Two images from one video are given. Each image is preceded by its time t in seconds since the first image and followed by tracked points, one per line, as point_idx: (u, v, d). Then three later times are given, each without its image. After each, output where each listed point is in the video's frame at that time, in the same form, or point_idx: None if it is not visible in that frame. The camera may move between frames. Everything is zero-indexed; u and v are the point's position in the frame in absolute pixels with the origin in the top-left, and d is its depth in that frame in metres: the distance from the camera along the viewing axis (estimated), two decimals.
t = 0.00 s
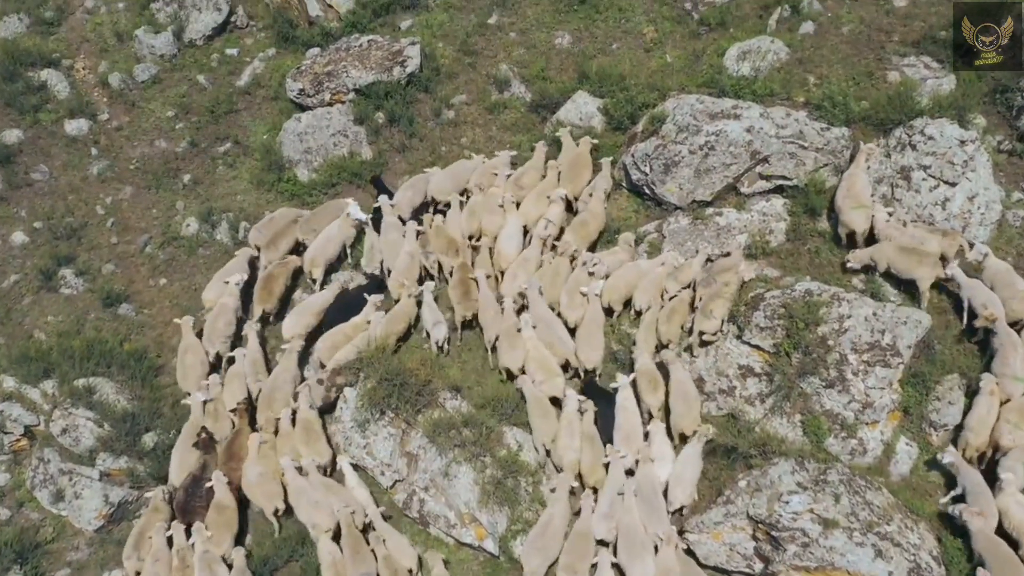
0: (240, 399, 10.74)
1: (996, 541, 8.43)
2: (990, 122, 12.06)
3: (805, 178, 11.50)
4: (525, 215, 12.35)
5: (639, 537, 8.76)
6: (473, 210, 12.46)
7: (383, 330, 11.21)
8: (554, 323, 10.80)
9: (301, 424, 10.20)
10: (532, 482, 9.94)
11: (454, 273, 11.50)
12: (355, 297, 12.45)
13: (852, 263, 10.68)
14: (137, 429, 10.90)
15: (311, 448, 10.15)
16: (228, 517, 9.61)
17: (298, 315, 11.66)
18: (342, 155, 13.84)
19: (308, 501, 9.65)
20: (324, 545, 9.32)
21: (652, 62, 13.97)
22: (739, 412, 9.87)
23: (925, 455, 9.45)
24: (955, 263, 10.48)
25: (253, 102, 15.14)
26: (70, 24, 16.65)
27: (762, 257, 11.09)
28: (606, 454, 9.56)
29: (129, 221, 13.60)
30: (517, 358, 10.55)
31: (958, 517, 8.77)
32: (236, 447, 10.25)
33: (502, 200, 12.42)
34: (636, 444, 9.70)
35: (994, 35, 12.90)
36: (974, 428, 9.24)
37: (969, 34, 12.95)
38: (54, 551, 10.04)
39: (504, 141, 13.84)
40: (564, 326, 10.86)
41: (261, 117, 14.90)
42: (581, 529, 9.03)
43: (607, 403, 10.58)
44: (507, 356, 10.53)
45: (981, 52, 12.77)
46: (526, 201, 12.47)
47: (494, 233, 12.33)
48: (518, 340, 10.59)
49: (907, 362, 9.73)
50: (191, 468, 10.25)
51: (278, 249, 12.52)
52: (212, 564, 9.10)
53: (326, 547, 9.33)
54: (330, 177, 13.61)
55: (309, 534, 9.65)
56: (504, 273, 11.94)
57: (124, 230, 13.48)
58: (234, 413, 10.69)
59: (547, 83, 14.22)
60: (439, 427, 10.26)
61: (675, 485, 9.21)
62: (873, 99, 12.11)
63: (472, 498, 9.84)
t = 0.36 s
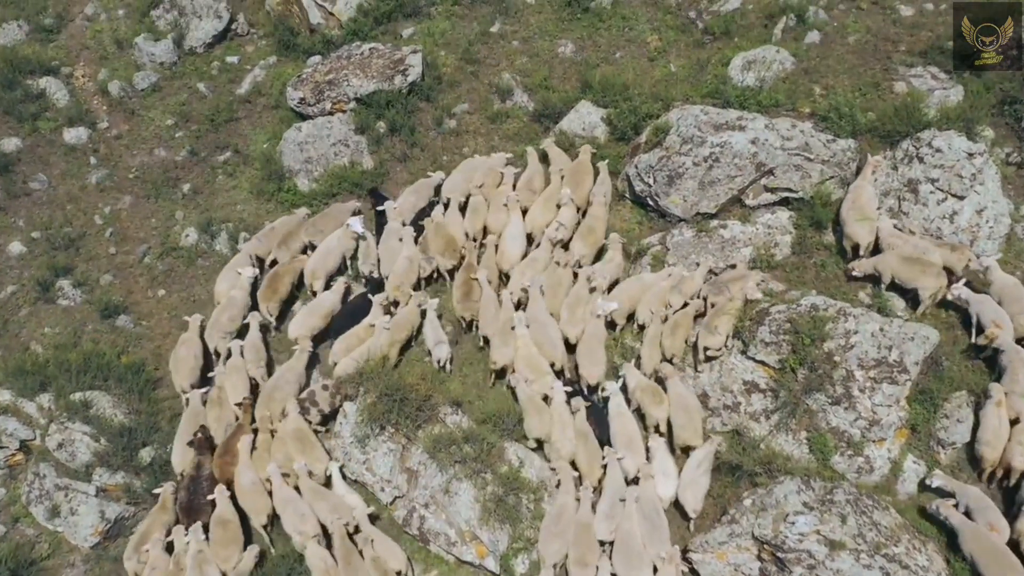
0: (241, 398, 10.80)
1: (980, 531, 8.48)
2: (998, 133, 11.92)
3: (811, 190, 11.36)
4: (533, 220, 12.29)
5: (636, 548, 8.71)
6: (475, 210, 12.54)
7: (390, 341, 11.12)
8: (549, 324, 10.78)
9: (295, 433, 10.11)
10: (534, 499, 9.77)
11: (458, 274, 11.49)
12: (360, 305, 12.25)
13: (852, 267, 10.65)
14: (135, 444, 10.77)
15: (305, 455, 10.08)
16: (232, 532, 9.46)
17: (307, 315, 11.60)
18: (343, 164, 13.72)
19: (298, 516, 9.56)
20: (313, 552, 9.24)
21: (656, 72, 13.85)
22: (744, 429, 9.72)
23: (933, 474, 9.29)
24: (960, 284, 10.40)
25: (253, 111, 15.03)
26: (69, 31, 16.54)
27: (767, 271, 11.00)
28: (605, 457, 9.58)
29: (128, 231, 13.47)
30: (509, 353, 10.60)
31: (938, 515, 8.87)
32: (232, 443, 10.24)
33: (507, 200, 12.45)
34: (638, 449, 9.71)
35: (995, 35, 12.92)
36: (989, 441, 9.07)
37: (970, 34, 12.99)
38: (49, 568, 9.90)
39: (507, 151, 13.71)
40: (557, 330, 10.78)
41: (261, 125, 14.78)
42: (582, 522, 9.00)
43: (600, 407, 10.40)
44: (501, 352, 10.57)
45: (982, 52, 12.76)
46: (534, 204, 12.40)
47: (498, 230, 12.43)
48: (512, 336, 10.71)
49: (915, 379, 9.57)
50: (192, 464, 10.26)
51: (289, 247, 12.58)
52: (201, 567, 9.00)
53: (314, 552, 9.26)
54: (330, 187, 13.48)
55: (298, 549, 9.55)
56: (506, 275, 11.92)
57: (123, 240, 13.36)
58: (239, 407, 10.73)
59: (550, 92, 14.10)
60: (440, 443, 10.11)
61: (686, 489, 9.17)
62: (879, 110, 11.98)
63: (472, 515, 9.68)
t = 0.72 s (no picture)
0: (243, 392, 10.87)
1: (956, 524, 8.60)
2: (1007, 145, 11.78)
3: (817, 204, 11.28)
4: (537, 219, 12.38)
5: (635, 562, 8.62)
6: (481, 214, 12.42)
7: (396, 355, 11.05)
8: (548, 329, 10.69)
9: (294, 435, 10.04)
10: (537, 516, 9.58)
11: (460, 272, 11.48)
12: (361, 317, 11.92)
13: (856, 280, 10.55)
14: (132, 459, 10.63)
15: (301, 456, 10.00)
16: (232, 540, 9.39)
17: (314, 319, 11.49)
18: (344, 174, 13.59)
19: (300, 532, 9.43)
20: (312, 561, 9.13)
21: (660, 82, 13.72)
22: (749, 445, 9.56)
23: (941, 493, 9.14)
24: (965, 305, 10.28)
25: (254, 120, 14.91)
26: (69, 38, 16.43)
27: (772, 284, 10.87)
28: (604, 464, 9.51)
29: (127, 241, 13.35)
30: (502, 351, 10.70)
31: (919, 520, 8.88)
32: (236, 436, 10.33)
33: (513, 199, 12.52)
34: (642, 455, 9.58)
35: (995, 35, 12.97)
36: (999, 457, 8.90)
37: (970, 34, 13.08)
38: None
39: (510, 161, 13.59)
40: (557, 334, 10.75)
41: (262, 134, 14.67)
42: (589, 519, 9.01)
43: (594, 411, 10.25)
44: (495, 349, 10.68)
45: (982, 52, 12.82)
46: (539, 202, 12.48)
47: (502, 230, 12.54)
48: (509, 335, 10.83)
49: (923, 396, 9.44)
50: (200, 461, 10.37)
51: (292, 247, 12.47)
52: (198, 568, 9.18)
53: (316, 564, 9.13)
54: (331, 197, 13.35)
55: (298, 563, 9.40)
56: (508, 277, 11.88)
57: (122, 250, 13.23)
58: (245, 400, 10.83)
59: (553, 102, 13.98)
60: (441, 459, 9.94)
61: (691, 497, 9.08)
62: (886, 122, 11.86)
63: (473, 533, 9.51)
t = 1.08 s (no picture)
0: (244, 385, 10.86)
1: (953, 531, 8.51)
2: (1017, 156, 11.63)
3: (823, 216, 11.12)
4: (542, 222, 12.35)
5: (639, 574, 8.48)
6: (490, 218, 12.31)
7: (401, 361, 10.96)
8: (547, 334, 10.69)
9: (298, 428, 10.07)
10: (539, 534, 9.38)
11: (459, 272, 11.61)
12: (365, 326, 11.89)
13: (863, 293, 10.43)
14: (130, 474, 10.48)
15: (302, 450, 10.02)
16: (235, 549, 9.30)
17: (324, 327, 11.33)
18: (346, 184, 13.45)
19: (299, 543, 9.31)
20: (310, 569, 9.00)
21: (665, 91, 13.59)
22: (755, 463, 9.43)
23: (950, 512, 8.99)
24: (975, 324, 10.10)
25: (255, 128, 14.80)
26: (70, 46, 16.34)
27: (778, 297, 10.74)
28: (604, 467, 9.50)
29: (126, 251, 13.22)
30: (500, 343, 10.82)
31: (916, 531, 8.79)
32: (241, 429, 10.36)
33: (520, 203, 12.32)
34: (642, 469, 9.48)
35: (995, 35, 13.06)
36: (1009, 475, 8.75)
37: (970, 34, 13.20)
38: None
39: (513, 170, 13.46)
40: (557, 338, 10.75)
41: (262, 143, 14.56)
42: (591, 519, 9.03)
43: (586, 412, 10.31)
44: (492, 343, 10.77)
45: (982, 51, 12.81)
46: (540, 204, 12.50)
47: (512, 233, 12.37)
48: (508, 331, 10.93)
49: (932, 414, 9.28)
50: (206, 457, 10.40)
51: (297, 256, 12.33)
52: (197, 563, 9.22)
53: (314, 575, 8.96)
54: (332, 207, 13.22)
55: None
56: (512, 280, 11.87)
57: (121, 260, 13.11)
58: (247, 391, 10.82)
59: (557, 111, 13.86)
60: (443, 475, 9.77)
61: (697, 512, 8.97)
62: (895, 134, 11.74)
63: (475, 552, 9.32)
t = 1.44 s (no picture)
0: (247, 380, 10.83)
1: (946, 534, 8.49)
2: None
3: (830, 228, 11.02)
4: (544, 219, 12.32)
5: None
6: (495, 219, 12.26)
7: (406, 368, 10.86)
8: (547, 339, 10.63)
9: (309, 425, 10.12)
10: (541, 551, 9.23)
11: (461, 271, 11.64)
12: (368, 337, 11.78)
13: (873, 310, 10.25)
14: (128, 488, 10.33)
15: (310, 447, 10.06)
16: (237, 562, 9.11)
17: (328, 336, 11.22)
18: (347, 192, 13.33)
19: (293, 546, 9.25)
20: None
21: (669, 100, 13.49)
22: (761, 479, 9.32)
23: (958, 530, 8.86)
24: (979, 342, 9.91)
25: (256, 136, 14.70)
26: (70, 52, 16.26)
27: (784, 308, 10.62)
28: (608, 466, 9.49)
29: (126, 260, 13.12)
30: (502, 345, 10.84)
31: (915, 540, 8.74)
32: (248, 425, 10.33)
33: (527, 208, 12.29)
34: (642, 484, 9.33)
35: (995, 35, 13.10)
36: (1019, 490, 8.60)
37: (971, 35, 13.25)
38: None
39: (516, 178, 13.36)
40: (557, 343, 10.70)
41: (264, 151, 14.46)
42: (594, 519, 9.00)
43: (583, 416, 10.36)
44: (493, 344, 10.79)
45: (983, 53, 12.85)
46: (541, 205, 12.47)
47: (519, 236, 12.32)
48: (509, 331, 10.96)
49: (939, 430, 9.15)
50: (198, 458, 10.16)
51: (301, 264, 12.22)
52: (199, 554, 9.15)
53: None
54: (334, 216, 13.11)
55: None
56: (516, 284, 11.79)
57: (121, 269, 13.00)
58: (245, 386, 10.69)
59: (560, 119, 13.77)
60: (443, 491, 9.61)
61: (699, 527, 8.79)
62: (902, 144, 11.63)
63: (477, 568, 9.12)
